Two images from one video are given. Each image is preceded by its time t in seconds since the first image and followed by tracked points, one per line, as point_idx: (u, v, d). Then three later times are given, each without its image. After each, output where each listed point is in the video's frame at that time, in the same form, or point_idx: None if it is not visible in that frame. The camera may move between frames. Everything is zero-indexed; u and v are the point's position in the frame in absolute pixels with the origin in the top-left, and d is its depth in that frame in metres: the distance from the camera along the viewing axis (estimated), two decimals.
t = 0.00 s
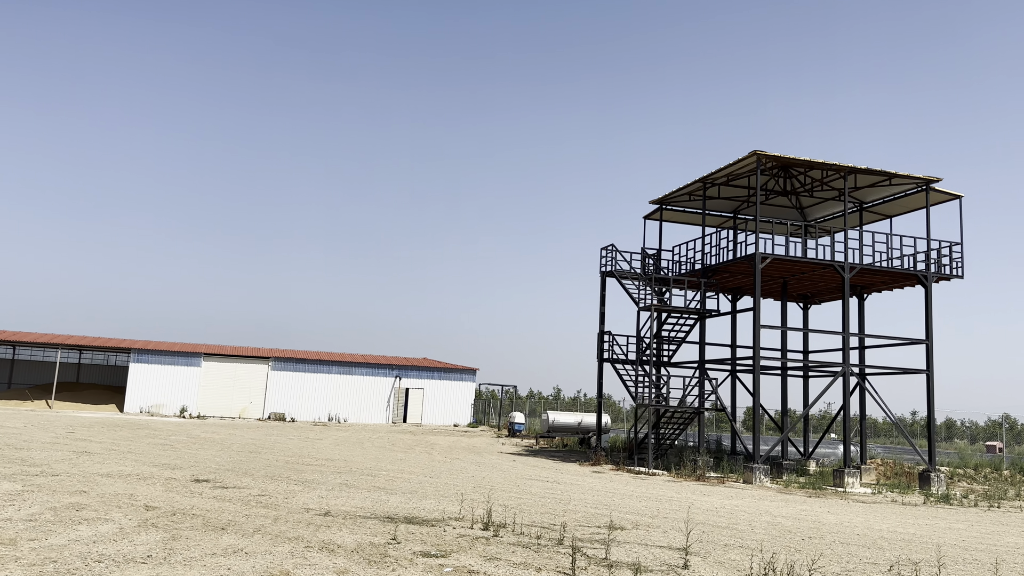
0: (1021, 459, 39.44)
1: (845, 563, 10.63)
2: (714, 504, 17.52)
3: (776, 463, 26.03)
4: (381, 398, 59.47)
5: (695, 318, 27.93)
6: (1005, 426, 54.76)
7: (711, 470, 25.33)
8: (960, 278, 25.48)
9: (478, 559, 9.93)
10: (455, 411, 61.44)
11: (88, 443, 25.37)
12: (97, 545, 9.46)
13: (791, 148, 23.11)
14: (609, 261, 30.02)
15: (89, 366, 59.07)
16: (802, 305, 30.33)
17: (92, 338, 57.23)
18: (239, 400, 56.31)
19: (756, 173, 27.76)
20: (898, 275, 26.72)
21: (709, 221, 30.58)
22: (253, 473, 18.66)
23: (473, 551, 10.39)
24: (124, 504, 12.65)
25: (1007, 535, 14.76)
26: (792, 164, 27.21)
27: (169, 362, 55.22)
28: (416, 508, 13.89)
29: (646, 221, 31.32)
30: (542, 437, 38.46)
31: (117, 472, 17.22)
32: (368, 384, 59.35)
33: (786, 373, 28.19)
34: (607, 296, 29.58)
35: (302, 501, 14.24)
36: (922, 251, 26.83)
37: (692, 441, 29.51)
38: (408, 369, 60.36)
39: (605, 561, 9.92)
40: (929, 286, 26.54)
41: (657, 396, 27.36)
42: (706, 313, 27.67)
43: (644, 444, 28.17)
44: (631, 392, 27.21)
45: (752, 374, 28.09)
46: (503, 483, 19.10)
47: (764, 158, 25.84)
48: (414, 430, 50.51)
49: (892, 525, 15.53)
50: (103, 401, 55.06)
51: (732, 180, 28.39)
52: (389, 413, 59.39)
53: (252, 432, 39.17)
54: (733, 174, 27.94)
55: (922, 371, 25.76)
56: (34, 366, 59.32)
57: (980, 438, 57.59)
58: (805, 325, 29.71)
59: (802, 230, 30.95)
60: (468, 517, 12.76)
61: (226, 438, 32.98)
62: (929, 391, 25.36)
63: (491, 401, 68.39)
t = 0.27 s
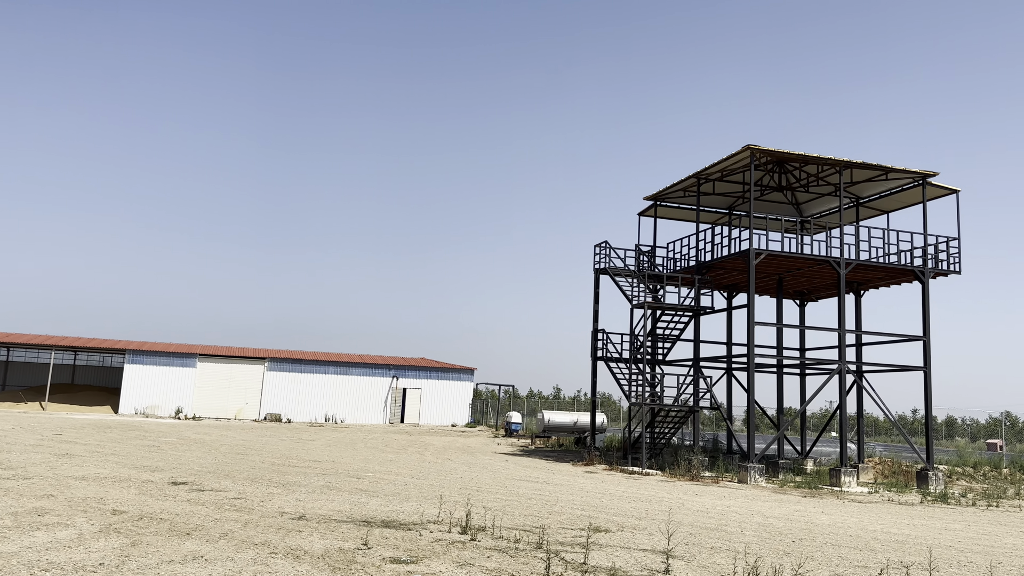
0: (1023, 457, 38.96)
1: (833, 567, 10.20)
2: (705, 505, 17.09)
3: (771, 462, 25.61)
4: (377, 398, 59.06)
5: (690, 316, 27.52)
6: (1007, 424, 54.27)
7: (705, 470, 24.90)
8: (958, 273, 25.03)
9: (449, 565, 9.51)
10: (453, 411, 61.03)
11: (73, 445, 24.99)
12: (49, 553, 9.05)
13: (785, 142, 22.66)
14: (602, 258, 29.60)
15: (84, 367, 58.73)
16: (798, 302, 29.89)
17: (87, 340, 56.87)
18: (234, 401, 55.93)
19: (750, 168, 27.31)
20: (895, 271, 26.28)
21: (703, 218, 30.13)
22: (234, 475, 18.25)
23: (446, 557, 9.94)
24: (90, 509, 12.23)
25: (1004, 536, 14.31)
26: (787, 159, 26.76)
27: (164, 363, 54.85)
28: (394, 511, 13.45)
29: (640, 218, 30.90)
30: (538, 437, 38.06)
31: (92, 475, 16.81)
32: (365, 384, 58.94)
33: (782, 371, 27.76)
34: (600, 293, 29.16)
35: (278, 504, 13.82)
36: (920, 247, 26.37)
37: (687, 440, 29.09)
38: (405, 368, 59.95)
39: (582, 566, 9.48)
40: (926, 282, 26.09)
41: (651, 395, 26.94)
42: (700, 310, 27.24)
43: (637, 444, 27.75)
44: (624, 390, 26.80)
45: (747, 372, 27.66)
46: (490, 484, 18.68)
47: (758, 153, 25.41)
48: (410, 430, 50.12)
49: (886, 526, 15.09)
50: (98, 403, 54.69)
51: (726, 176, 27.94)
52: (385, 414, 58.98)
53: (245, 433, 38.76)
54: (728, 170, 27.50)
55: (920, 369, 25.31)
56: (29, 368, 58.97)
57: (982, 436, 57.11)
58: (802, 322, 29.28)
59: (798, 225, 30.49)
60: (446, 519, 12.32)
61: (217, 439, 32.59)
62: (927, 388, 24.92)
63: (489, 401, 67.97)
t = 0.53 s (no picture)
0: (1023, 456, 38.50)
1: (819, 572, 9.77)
2: (694, 505, 16.65)
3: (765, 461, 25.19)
4: (373, 398, 58.65)
5: (683, 313, 27.08)
6: (1007, 423, 53.81)
7: (698, 470, 24.48)
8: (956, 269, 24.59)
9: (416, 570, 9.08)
10: (449, 411, 60.60)
11: (56, 445, 24.60)
12: None
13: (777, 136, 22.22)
14: (595, 255, 29.16)
15: (78, 367, 58.40)
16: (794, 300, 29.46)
17: (79, 339, 56.49)
18: (228, 400, 55.53)
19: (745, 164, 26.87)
20: (892, 267, 25.85)
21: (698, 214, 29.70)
22: (213, 476, 17.84)
23: (415, 562, 9.53)
24: (53, 511, 11.83)
25: (1000, 538, 13.87)
26: (781, 154, 26.32)
27: (157, 363, 54.47)
28: (370, 512, 13.04)
29: (633, 214, 30.48)
30: (531, 437, 37.69)
31: (66, 476, 16.41)
32: (360, 384, 58.52)
33: (777, 369, 27.33)
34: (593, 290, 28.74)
35: (251, 505, 13.40)
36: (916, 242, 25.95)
37: (681, 439, 28.68)
38: (400, 368, 59.53)
39: (555, 571, 9.04)
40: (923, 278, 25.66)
41: (643, 393, 26.53)
42: (693, 307, 26.81)
43: (630, 443, 27.34)
44: (616, 389, 26.39)
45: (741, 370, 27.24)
46: (476, 485, 18.24)
47: (751, 147, 24.96)
48: (405, 430, 49.68)
49: (879, 527, 14.63)
50: (90, 402, 54.31)
51: (720, 171, 27.50)
52: (381, 414, 58.57)
53: (236, 433, 38.34)
54: (721, 165, 27.06)
55: (917, 366, 24.88)
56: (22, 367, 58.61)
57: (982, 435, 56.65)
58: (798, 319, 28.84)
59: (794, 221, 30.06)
60: (422, 521, 11.88)
61: (205, 439, 32.20)
62: (923, 387, 24.50)
63: (486, 400, 67.53)
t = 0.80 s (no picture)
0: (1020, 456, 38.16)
1: None
2: (682, 506, 16.27)
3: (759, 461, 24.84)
4: (367, 396, 58.30)
5: (676, 310, 26.71)
6: (1006, 423, 53.47)
7: (690, 469, 24.12)
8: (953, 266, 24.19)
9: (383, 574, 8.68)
10: (444, 409, 60.26)
11: (37, 443, 24.24)
12: None
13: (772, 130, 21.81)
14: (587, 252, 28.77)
15: (71, 364, 58.08)
16: (789, 297, 29.07)
17: (72, 336, 56.11)
18: (222, 399, 55.17)
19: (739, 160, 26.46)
20: (888, 264, 25.45)
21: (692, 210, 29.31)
22: (192, 475, 17.46)
23: (382, 565, 9.14)
24: (15, 510, 11.45)
25: (995, 540, 13.49)
26: (777, 149, 25.90)
27: (150, 360, 54.09)
28: (346, 513, 12.66)
29: (627, 210, 30.09)
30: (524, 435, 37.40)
31: (39, 474, 16.03)
32: (355, 382, 58.17)
33: (772, 368, 26.95)
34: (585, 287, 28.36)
35: (223, 506, 13.02)
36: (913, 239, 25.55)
37: (674, 438, 28.33)
38: (395, 366, 59.17)
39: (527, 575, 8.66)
40: (920, 275, 25.27)
41: (636, 392, 26.16)
42: (687, 305, 26.44)
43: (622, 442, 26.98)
44: (608, 387, 26.03)
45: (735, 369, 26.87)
46: (460, 484, 17.87)
47: (745, 142, 24.55)
48: (398, 429, 49.29)
49: (871, 529, 14.25)
50: (83, 400, 53.95)
51: (714, 167, 27.09)
52: (375, 412, 58.24)
53: (226, 431, 37.97)
54: (716, 161, 26.66)
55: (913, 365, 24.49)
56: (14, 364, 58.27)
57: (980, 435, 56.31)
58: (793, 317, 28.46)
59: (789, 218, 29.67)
60: (397, 522, 11.49)
61: (193, 437, 31.83)
62: (920, 386, 24.12)
63: (482, 399, 67.21)
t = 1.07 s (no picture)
0: (1018, 455, 37.83)
1: None
2: (669, 505, 15.90)
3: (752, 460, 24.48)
4: (362, 394, 57.94)
5: (669, 307, 26.30)
6: (1004, 421, 53.17)
7: (681, 468, 23.75)
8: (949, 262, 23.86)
9: None
10: (439, 406, 59.91)
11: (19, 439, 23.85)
12: None
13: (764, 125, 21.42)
14: (579, 247, 28.30)
15: (64, 361, 57.72)
16: (784, 293, 28.66)
17: (64, 332, 55.74)
18: (215, 395, 54.80)
19: (733, 154, 26.00)
20: (884, 260, 25.07)
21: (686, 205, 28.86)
22: (169, 473, 17.06)
23: (345, 569, 8.75)
24: None
25: (988, 541, 13.13)
26: (771, 143, 25.47)
27: (142, 357, 53.71)
28: (318, 513, 12.27)
29: (620, 205, 29.68)
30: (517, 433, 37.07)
31: (9, 472, 15.62)
32: (349, 379, 57.80)
33: (766, 365, 26.56)
34: (577, 283, 27.96)
35: (192, 505, 12.62)
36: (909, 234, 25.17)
37: (667, 436, 27.94)
38: (390, 363, 58.79)
39: None
40: (916, 271, 24.88)
41: (627, 389, 25.77)
42: (679, 300, 26.02)
43: (613, 441, 26.62)
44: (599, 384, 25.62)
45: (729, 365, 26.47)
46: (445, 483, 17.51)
47: (739, 135, 24.13)
48: (392, 426, 48.93)
49: (861, 529, 13.84)
50: (75, 396, 53.58)
51: (707, 161, 26.66)
52: (370, 409, 57.87)
53: (216, 428, 37.61)
54: (709, 154, 26.22)
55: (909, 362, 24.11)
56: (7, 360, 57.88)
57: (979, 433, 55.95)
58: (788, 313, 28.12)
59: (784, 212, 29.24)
60: (368, 523, 11.08)
61: (181, 434, 31.44)
62: (916, 383, 23.74)
63: (478, 396, 66.86)
